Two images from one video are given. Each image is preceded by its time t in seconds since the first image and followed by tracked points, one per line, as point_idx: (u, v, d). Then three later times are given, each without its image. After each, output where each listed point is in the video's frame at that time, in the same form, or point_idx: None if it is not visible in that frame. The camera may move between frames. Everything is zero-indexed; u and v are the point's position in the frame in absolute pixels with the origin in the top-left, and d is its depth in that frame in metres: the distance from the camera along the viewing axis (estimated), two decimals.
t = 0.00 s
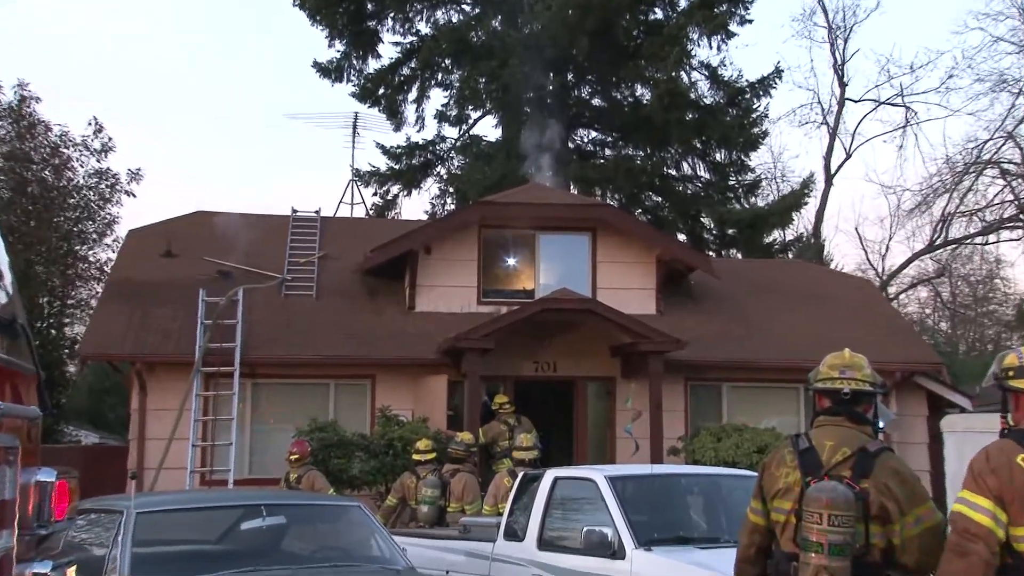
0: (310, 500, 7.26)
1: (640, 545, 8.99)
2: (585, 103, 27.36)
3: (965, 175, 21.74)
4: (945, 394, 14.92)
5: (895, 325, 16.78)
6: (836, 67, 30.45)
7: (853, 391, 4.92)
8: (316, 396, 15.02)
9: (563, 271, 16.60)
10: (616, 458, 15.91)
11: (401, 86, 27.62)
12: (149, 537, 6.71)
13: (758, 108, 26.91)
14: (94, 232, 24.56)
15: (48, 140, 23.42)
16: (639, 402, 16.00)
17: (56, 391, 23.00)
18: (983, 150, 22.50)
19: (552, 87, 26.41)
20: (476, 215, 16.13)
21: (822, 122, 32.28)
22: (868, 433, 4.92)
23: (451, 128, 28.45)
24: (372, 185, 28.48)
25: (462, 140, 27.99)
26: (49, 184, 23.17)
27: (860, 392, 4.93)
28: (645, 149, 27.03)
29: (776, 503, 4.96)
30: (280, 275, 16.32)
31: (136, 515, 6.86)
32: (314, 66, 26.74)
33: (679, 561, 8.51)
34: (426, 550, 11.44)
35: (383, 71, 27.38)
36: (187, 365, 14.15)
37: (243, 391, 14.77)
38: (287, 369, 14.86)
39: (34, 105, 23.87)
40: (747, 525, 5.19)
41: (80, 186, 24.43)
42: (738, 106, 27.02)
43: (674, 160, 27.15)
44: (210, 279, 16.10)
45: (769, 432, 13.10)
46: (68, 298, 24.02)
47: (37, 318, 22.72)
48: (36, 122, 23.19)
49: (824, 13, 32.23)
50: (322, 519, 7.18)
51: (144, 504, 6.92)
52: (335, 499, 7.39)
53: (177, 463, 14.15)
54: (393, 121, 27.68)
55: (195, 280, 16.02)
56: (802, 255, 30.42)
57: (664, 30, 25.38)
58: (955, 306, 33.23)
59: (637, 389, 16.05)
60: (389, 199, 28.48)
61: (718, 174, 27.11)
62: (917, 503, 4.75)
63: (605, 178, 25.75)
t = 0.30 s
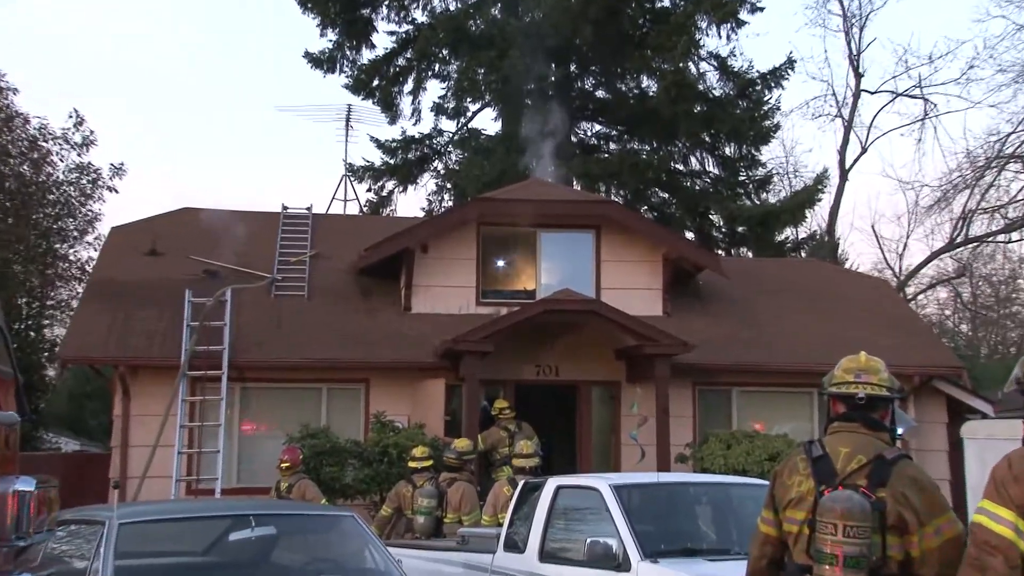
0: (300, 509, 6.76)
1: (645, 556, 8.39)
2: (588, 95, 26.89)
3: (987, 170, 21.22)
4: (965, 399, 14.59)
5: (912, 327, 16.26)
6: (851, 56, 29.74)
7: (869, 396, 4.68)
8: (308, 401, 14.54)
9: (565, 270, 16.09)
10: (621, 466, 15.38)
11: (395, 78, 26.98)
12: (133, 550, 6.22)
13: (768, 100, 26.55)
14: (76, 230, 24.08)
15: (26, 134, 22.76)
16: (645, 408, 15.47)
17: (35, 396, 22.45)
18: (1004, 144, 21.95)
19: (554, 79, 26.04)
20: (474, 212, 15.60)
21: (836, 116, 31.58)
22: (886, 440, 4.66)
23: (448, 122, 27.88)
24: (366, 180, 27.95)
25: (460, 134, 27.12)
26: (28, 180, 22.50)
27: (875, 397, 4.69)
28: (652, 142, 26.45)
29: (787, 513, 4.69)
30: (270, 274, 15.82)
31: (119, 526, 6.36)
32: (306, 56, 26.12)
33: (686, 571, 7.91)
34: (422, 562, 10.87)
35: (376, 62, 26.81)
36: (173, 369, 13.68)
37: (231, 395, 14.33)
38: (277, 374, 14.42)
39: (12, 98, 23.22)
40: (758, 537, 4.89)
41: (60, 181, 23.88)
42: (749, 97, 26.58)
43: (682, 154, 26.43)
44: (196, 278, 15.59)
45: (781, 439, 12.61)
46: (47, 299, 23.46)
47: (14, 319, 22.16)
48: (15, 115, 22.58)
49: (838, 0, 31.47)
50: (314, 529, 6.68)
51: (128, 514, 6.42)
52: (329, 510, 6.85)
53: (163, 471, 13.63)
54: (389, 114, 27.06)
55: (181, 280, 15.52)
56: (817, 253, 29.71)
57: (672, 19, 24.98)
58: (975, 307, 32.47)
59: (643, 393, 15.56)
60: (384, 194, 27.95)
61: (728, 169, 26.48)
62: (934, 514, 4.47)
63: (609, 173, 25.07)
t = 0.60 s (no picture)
0: (291, 521, 6.73)
1: (650, 570, 7.81)
2: (591, 87, 26.62)
3: (1011, 165, 20.75)
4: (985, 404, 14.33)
5: (929, 329, 15.81)
6: (868, 46, 29.13)
7: (883, 400, 4.51)
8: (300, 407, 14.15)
9: (568, 270, 15.62)
10: (626, 475, 14.90)
11: (390, 68, 26.72)
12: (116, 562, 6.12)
13: (781, 91, 26.00)
14: (55, 228, 23.20)
15: (4, 127, 22.01)
16: (651, 414, 14.97)
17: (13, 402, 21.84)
18: None
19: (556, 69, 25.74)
20: (474, 209, 15.08)
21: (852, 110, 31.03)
22: (903, 448, 4.49)
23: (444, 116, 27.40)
24: (359, 176, 27.30)
25: (457, 128, 26.94)
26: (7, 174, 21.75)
27: (888, 403, 4.51)
28: (659, 136, 25.96)
29: (799, 524, 4.55)
30: (259, 274, 15.36)
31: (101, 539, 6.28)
32: (297, 45, 25.49)
33: None
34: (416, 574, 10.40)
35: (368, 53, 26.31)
36: (157, 374, 13.23)
37: (217, 401, 13.93)
38: (266, 379, 14.02)
39: None
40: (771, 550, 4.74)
41: (38, 176, 23.00)
42: (760, 89, 26.03)
43: (690, 149, 26.21)
44: (180, 279, 15.19)
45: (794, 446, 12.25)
46: (26, 299, 22.72)
47: None
48: None
49: None
50: (303, 542, 6.61)
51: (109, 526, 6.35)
52: (316, 521, 6.82)
53: (146, 480, 13.15)
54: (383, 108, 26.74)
55: (164, 281, 15.11)
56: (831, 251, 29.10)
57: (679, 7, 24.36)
58: (997, 309, 31.82)
59: (649, 400, 15.04)
60: (379, 191, 27.37)
61: (739, 164, 26.08)
62: (953, 525, 4.30)
63: (612, 169, 24.48)
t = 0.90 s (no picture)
0: (277, 532, 6.95)
1: None
2: (596, 78, 26.07)
3: None
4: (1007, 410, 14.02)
5: (944, 333, 15.37)
6: (883, 36, 28.60)
7: (894, 405, 4.33)
8: (291, 413, 13.73)
9: (571, 270, 15.15)
10: (630, 485, 14.41)
11: (384, 59, 26.34)
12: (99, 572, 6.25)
13: (792, 83, 25.60)
14: (32, 226, 21.72)
15: None
16: (658, 420, 14.48)
17: None
18: None
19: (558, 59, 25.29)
20: (473, 205, 14.58)
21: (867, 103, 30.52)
22: (923, 456, 4.32)
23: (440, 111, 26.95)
24: (352, 171, 26.88)
25: (454, 121, 26.40)
26: None
27: (903, 409, 4.34)
28: (664, 129, 25.49)
29: (815, 536, 4.32)
30: (248, 274, 14.95)
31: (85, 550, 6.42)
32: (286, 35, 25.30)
33: None
34: None
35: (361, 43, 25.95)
36: (140, 379, 12.82)
37: (203, 407, 13.49)
38: (253, 384, 13.59)
39: None
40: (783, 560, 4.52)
41: (14, 171, 21.67)
42: (771, 80, 25.70)
43: (698, 143, 25.39)
44: (163, 279, 14.77)
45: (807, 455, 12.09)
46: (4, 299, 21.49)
47: None
48: None
49: None
50: (291, 552, 6.88)
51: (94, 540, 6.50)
52: (303, 534, 7.07)
53: (128, 491, 12.70)
54: (377, 99, 26.43)
55: (146, 281, 14.69)
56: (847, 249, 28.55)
57: None
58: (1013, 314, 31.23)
59: (655, 406, 14.55)
60: (372, 186, 26.98)
61: (749, 159, 25.53)
62: (977, 537, 4.11)
63: (617, 163, 23.97)
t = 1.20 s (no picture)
0: (265, 545, 6.60)
1: None
2: (599, 67, 25.71)
3: None
4: None
5: (962, 337, 14.95)
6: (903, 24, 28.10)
7: (895, 406, 4.32)
8: (280, 421, 13.37)
9: (575, 270, 14.67)
10: (635, 495, 13.94)
11: (378, 48, 26.08)
12: None
13: (807, 72, 25.08)
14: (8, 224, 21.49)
15: None
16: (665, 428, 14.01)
17: None
18: None
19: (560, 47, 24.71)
20: (472, 201, 14.10)
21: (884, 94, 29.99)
22: (946, 465, 4.23)
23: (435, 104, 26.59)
24: (345, 166, 26.39)
25: (452, 113, 25.96)
26: None
27: (908, 412, 4.33)
28: (670, 122, 25.01)
29: (830, 548, 4.32)
30: (235, 274, 14.57)
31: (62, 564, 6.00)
32: (276, 24, 25.23)
33: None
34: None
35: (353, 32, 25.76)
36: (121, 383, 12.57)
37: (188, 413, 13.17)
38: (239, 389, 13.24)
39: None
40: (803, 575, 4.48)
41: None
42: (784, 70, 25.11)
43: (707, 136, 25.04)
44: (147, 279, 14.41)
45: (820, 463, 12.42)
46: None
47: None
48: None
49: None
50: (282, 564, 6.55)
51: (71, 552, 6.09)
52: (295, 546, 6.73)
53: (108, 501, 12.43)
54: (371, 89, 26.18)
55: (129, 280, 14.36)
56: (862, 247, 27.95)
57: None
58: None
59: (662, 412, 14.08)
60: (366, 181, 26.53)
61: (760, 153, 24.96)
62: (1001, 551, 4.00)
63: (622, 157, 23.52)
